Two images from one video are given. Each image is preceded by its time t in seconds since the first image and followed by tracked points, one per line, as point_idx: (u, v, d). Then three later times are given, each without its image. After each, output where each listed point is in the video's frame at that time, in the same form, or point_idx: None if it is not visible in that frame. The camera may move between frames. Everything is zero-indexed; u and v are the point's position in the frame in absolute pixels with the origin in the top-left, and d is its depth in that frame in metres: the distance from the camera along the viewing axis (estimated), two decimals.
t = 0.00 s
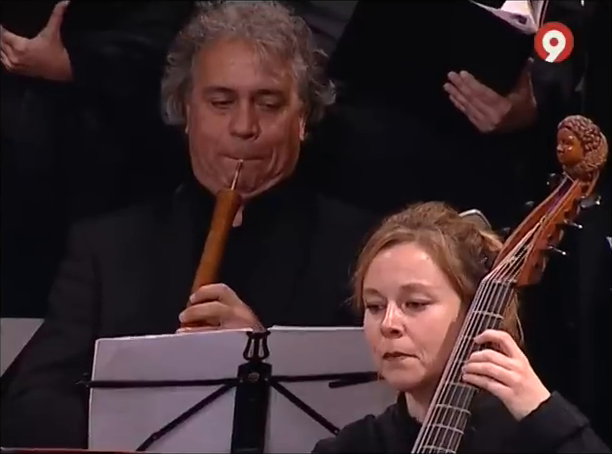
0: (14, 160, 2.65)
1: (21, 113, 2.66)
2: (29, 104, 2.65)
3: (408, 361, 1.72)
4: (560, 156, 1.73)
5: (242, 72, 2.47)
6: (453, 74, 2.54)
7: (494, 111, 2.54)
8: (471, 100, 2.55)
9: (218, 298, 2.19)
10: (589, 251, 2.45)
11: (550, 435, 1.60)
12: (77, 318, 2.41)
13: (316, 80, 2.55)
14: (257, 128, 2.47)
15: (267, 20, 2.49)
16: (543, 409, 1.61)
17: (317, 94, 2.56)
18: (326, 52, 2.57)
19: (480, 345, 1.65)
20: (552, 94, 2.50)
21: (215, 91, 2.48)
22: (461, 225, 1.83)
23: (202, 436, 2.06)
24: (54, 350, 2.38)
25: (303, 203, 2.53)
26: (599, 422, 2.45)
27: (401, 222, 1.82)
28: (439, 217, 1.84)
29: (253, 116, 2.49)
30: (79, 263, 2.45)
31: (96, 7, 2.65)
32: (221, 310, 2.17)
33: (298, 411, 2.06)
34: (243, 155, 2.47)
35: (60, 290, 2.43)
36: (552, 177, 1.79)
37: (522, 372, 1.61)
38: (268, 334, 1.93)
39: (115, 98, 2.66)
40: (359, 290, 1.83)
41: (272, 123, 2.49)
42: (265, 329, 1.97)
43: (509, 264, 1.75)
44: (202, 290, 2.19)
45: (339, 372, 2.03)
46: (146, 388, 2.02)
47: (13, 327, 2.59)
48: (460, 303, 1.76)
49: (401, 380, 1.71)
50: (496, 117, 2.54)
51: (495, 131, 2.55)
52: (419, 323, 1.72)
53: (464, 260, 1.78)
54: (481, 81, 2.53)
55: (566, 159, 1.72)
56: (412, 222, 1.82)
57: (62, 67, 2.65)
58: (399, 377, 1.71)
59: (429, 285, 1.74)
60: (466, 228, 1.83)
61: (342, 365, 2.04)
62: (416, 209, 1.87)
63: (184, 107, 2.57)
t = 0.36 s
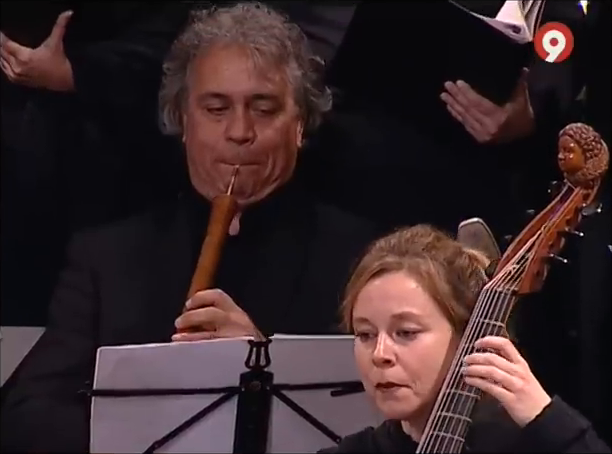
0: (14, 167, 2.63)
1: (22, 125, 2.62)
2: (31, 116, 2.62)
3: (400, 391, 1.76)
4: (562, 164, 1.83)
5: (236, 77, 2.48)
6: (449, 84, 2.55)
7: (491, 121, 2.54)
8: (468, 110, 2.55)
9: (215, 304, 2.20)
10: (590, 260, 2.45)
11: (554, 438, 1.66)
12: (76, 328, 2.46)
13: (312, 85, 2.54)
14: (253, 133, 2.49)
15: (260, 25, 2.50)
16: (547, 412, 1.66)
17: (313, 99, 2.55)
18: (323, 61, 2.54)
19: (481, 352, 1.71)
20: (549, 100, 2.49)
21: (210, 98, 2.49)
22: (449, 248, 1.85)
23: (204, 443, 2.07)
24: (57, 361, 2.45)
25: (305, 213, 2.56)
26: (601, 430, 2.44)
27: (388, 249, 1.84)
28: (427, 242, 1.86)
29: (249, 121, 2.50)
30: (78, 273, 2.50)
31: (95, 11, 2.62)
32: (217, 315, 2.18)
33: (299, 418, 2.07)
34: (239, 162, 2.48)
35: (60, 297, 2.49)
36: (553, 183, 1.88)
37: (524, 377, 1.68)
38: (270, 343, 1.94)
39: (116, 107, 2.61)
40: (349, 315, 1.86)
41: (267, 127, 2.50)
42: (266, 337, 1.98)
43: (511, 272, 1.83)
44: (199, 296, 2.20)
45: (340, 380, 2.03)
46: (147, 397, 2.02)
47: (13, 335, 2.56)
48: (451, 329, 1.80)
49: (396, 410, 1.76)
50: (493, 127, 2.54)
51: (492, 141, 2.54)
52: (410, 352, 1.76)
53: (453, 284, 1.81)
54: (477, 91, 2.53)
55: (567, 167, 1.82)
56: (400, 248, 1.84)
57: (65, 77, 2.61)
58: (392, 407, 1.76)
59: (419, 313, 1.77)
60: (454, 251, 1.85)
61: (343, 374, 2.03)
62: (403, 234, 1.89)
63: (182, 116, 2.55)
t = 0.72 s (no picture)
0: (15, 172, 2.70)
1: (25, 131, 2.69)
2: (33, 122, 2.69)
3: (396, 385, 1.71)
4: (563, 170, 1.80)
5: (230, 83, 2.43)
6: (451, 90, 2.53)
7: (493, 125, 2.52)
8: (471, 115, 2.53)
9: (205, 310, 2.17)
10: (590, 267, 2.44)
11: None
12: (72, 338, 2.42)
13: (307, 91, 2.53)
14: (248, 139, 2.43)
15: (252, 32, 2.47)
16: (543, 424, 1.61)
17: (307, 105, 2.53)
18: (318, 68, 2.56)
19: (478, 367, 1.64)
20: (546, 106, 2.47)
21: (204, 105, 2.45)
22: (446, 246, 1.83)
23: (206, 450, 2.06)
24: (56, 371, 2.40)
25: (303, 216, 2.51)
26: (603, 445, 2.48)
27: (386, 244, 1.81)
28: (424, 238, 1.83)
29: (243, 127, 2.44)
30: (76, 284, 2.46)
31: (96, 17, 2.68)
32: (208, 323, 2.16)
33: (302, 424, 2.06)
34: (234, 168, 2.44)
35: (57, 307, 2.46)
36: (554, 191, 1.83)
37: (524, 388, 1.61)
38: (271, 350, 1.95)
39: (118, 115, 2.67)
40: (345, 311, 1.82)
41: (262, 133, 2.45)
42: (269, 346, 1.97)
43: (512, 280, 1.76)
44: (189, 299, 2.17)
45: (343, 387, 2.04)
46: (151, 404, 2.04)
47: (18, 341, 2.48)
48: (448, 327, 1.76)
49: (391, 405, 1.71)
50: (495, 131, 2.52)
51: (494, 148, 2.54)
52: (406, 346, 1.71)
53: (450, 281, 1.78)
54: (480, 96, 2.51)
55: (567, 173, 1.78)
56: (398, 244, 1.81)
57: (67, 84, 2.66)
58: (386, 402, 1.71)
59: (415, 308, 1.73)
60: (452, 249, 1.82)
61: (344, 380, 2.04)
62: (402, 230, 1.86)
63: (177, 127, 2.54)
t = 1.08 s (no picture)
0: (15, 179, 2.71)
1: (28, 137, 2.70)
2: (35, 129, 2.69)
3: (399, 399, 1.74)
4: (553, 172, 1.80)
5: (233, 90, 2.41)
6: (450, 97, 2.48)
7: (492, 133, 2.51)
8: (470, 124, 2.49)
9: (207, 321, 2.16)
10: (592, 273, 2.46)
11: None
12: (74, 344, 2.42)
13: (310, 96, 2.51)
14: (251, 146, 2.41)
15: (256, 38, 2.44)
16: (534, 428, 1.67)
17: (311, 111, 2.52)
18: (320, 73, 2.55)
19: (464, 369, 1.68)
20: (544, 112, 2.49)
21: (207, 112, 2.42)
22: (448, 258, 1.85)
23: None
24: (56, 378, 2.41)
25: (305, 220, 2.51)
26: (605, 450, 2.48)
27: (389, 258, 1.83)
28: (426, 251, 1.85)
29: (246, 134, 2.41)
30: (80, 289, 2.45)
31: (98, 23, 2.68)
32: (211, 334, 2.16)
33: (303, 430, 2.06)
34: (237, 175, 2.41)
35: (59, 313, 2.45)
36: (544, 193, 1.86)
37: (509, 392, 1.65)
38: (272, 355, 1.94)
39: (122, 120, 2.67)
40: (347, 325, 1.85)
41: (265, 140, 2.42)
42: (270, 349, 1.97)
43: (502, 282, 1.80)
44: (192, 310, 2.16)
45: (345, 392, 2.02)
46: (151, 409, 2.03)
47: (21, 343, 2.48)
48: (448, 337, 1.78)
49: (396, 418, 1.75)
50: (495, 139, 2.51)
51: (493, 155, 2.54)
52: (409, 360, 1.74)
53: (452, 293, 1.81)
54: (480, 104, 2.46)
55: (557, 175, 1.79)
56: (400, 257, 1.84)
57: (69, 89, 2.64)
58: (391, 415, 1.75)
59: (418, 323, 1.76)
60: (454, 261, 1.85)
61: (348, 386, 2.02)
62: (402, 242, 1.88)
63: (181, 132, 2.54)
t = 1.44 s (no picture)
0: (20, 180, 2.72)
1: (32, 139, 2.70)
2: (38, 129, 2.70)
3: (385, 418, 1.68)
4: (552, 173, 1.86)
5: (244, 92, 2.41)
6: (448, 98, 2.52)
7: (491, 134, 2.51)
8: (468, 125, 2.51)
9: (212, 322, 2.16)
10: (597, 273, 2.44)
11: None
12: (79, 343, 2.41)
13: (319, 100, 2.51)
14: (260, 148, 2.41)
15: (267, 41, 2.46)
16: (545, 427, 1.64)
17: (319, 114, 2.51)
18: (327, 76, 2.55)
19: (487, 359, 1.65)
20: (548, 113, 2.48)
21: (217, 113, 2.43)
22: (433, 272, 1.75)
23: None
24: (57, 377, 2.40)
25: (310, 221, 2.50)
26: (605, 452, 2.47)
27: (372, 273, 1.74)
28: (413, 265, 1.76)
29: (256, 136, 2.42)
30: (84, 288, 2.44)
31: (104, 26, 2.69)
32: (216, 335, 2.16)
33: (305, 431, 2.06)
34: (246, 176, 2.40)
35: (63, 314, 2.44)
36: (545, 193, 1.90)
37: (530, 393, 1.63)
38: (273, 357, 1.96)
39: (123, 122, 2.66)
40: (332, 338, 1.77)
41: (274, 142, 2.42)
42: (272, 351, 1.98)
43: (502, 283, 1.81)
44: (197, 312, 2.16)
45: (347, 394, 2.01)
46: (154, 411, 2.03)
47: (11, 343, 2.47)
48: (435, 356, 1.71)
49: (381, 438, 1.68)
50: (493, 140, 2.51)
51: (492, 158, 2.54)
52: (394, 380, 1.67)
53: (439, 311, 1.72)
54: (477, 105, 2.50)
55: (557, 175, 1.85)
56: (384, 274, 1.74)
57: (72, 91, 2.65)
58: (376, 435, 1.68)
59: (403, 342, 1.68)
60: (438, 277, 1.75)
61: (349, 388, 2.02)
62: (389, 256, 1.79)
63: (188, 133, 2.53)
